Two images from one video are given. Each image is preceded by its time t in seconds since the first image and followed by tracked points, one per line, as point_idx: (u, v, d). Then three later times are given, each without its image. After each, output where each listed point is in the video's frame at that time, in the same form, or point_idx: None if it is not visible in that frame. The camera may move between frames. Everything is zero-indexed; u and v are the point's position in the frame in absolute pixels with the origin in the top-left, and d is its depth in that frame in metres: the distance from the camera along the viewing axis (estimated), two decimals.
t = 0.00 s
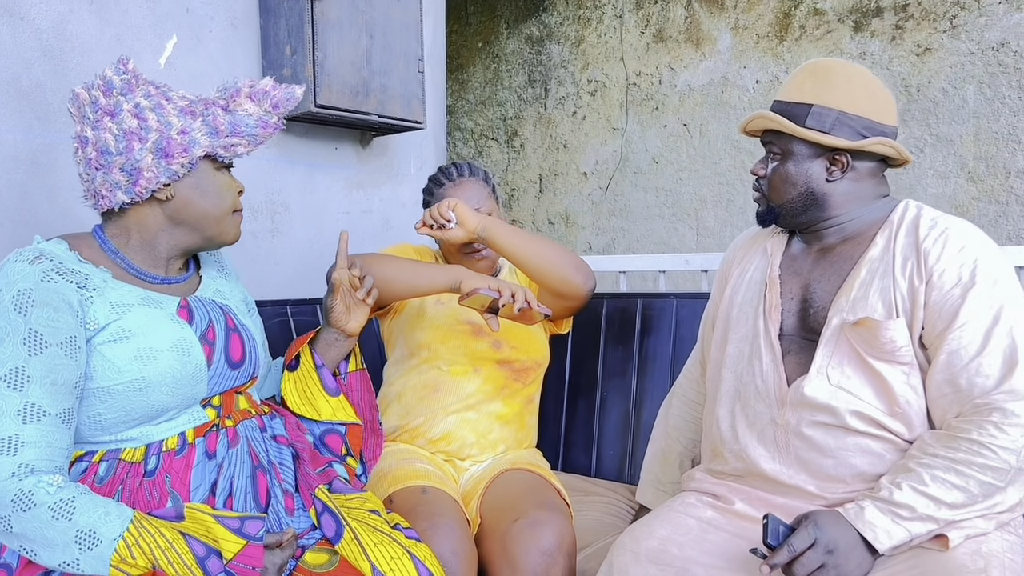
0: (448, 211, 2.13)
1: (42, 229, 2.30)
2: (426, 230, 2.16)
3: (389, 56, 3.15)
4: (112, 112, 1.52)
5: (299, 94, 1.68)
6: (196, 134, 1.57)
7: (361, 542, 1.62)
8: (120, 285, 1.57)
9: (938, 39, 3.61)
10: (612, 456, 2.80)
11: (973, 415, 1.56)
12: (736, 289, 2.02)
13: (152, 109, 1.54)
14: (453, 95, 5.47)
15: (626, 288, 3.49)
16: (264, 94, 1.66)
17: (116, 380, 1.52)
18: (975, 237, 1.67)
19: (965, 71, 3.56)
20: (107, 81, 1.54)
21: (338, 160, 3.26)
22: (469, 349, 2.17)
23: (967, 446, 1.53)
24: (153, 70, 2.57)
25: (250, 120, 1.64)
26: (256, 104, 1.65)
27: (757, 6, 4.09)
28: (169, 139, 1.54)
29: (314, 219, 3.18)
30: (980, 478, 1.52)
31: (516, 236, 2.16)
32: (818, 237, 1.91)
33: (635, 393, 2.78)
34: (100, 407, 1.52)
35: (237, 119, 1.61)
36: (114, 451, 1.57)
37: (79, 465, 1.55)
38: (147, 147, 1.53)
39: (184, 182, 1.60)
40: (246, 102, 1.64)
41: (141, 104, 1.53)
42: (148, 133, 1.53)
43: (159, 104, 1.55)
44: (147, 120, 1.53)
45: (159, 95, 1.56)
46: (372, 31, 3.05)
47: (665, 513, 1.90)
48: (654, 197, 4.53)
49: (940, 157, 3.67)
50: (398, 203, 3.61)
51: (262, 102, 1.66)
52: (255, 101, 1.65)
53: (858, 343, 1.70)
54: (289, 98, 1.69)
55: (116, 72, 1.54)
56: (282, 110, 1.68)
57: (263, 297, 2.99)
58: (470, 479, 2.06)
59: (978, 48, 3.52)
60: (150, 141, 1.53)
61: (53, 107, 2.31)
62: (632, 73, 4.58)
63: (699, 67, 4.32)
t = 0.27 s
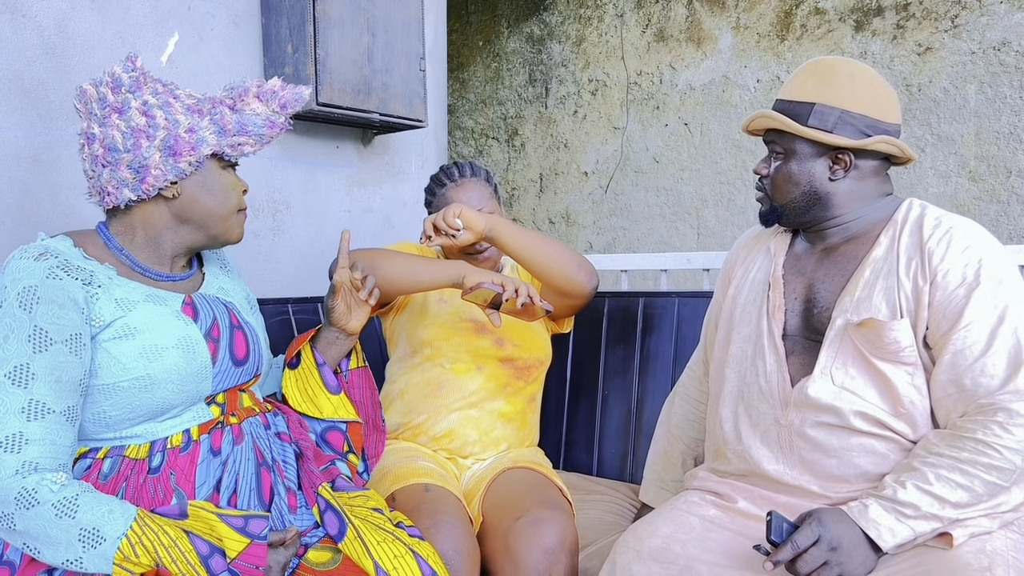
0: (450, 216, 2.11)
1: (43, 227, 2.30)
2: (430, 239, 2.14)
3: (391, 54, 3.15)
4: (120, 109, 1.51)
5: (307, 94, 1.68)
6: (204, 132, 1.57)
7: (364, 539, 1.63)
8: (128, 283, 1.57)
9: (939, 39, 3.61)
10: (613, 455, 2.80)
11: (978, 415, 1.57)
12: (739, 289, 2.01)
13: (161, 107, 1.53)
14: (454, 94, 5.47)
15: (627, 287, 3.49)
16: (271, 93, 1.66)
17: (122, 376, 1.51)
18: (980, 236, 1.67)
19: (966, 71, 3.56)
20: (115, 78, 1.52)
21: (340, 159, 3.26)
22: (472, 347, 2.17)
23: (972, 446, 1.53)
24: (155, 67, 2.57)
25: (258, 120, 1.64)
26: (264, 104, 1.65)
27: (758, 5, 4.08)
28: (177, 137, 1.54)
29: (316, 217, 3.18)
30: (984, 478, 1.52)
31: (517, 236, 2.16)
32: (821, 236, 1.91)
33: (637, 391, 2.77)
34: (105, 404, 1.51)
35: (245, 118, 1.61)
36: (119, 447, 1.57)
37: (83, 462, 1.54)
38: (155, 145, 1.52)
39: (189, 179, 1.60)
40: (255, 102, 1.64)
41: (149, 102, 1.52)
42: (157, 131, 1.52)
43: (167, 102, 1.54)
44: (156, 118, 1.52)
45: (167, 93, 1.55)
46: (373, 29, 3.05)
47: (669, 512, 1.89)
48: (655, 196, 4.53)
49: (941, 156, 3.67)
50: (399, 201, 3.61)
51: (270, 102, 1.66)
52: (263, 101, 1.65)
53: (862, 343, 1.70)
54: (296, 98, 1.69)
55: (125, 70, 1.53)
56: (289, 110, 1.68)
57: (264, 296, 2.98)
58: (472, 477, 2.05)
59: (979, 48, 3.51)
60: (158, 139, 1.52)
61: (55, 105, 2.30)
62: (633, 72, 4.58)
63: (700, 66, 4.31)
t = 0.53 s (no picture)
0: (447, 220, 2.13)
1: (44, 227, 2.29)
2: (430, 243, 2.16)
3: (392, 54, 3.15)
4: (135, 107, 1.50)
5: (323, 114, 1.68)
6: (216, 140, 1.57)
7: (362, 539, 1.62)
8: (130, 276, 1.56)
9: (940, 40, 3.61)
10: (615, 456, 2.79)
11: (982, 417, 1.56)
12: (741, 292, 2.01)
13: (176, 111, 1.52)
14: (454, 93, 5.46)
15: (628, 287, 3.49)
16: (288, 108, 1.66)
17: (128, 369, 1.50)
18: (982, 238, 1.67)
19: (967, 71, 3.56)
20: (134, 76, 1.51)
21: (341, 159, 3.25)
22: (474, 347, 2.17)
23: (976, 449, 1.53)
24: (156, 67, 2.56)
25: (270, 133, 1.64)
26: (278, 118, 1.65)
27: (759, 5, 4.08)
28: (188, 142, 1.53)
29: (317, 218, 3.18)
30: (989, 481, 1.52)
31: (516, 237, 2.15)
32: (823, 239, 1.90)
33: (638, 392, 2.77)
34: (112, 398, 1.50)
35: (259, 131, 1.61)
36: (127, 442, 1.55)
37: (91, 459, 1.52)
38: (165, 147, 1.51)
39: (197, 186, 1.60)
40: (270, 115, 1.64)
41: (164, 103, 1.51)
42: (169, 134, 1.51)
43: (183, 106, 1.53)
44: (169, 120, 1.51)
45: (183, 96, 1.55)
46: (374, 29, 3.04)
47: (672, 513, 1.89)
48: (656, 196, 4.52)
49: (942, 157, 3.66)
50: (400, 202, 3.60)
51: (286, 116, 1.66)
52: (278, 114, 1.66)
53: (865, 347, 1.70)
54: (312, 117, 1.69)
55: (145, 69, 1.52)
56: (303, 127, 1.69)
57: (265, 296, 2.98)
58: (474, 478, 2.05)
59: (980, 48, 3.51)
60: (169, 142, 1.52)
61: (56, 104, 2.30)
62: (634, 73, 4.58)
63: (701, 66, 4.31)
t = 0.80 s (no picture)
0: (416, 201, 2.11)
1: (47, 227, 2.29)
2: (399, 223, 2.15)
3: (394, 54, 3.14)
4: (143, 108, 1.49)
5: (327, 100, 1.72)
6: (226, 134, 1.57)
7: (374, 529, 1.61)
8: (149, 276, 1.56)
9: (942, 40, 3.61)
10: (617, 456, 2.79)
11: (986, 417, 1.56)
12: (744, 293, 2.01)
13: (184, 108, 1.52)
14: (455, 93, 5.45)
15: (629, 287, 3.49)
16: (293, 98, 1.68)
17: (161, 365, 1.50)
18: (985, 238, 1.67)
19: (968, 72, 3.56)
20: (139, 77, 1.51)
21: (342, 158, 3.25)
22: (481, 345, 2.16)
23: (981, 449, 1.53)
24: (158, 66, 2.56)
25: (277, 124, 1.65)
26: (284, 108, 1.67)
27: (760, 6, 4.08)
28: (199, 139, 1.54)
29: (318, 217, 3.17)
30: (993, 481, 1.52)
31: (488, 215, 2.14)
32: (826, 240, 1.90)
33: (641, 392, 2.77)
34: (144, 394, 1.50)
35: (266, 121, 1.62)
36: (158, 436, 1.56)
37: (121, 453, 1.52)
38: (177, 146, 1.52)
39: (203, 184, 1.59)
40: (275, 105, 1.66)
41: (172, 102, 1.51)
42: (179, 132, 1.51)
43: (190, 103, 1.54)
44: (178, 118, 1.51)
45: (189, 93, 1.55)
46: (376, 29, 3.04)
47: (675, 513, 1.89)
48: (657, 196, 4.52)
49: (944, 157, 3.66)
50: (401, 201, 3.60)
51: (291, 106, 1.68)
52: (283, 105, 1.67)
53: (869, 348, 1.71)
54: (315, 104, 1.72)
55: (149, 68, 1.52)
56: (309, 116, 1.71)
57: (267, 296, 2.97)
58: (475, 477, 2.05)
59: (982, 49, 3.52)
60: (180, 140, 1.52)
61: (58, 103, 2.29)
62: (634, 73, 4.57)
63: (702, 67, 4.31)
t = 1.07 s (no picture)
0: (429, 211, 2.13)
1: (49, 227, 2.29)
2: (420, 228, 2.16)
3: (396, 54, 3.14)
4: (148, 108, 1.50)
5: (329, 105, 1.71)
6: (229, 137, 1.58)
7: (371, 530, 1.61)
8: (148, 273, 1.58)
9: (942, 41, 3.61)
10: (619, 456, 2.79)
11: (991, 418, 1.57)
12: (748, 294, 2.01)
13: (188, 109, 1.53)
14: (455, 93, 5.45)
15: (630, 288, 3.49)
16: (296, 102, 1.69)
17: (158, 362, 1.52)
18: (988, 239, 1.67)
19: (969, 73, 3.56)
20: (144, 77, 1.52)
21: (344, 158, 3.25)
22: (486, 345, 2.16)
23: (986, 450, 1.54)
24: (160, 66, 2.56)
25: (281, 126, 1.66)
26: (287, 111, 1.67)
27: (761, 6, 4.08)
28: (203, 140, 1.54)
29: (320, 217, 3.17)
30: (998, 481, 1.52)
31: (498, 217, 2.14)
32: (829, 241, 1.90)
33: (642, 392, 2.77)
34: (142, 390, 1.52)
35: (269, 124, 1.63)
36: (154, 434, 1.58)
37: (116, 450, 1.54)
38: (181, 146, 1.52)
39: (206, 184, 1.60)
40: (278, 109, 1.66)
41: (177, 103, 1.52)
42: (183, 132, 1.52)
43: (194, 104, 1.54)
44: (182, 119, 1.52)
45: (194, 95, 1.55)
46: (378, 29, 3.04)
47: (679, 514, 1.89)
48: (657, 196, 4.52)
49: (944, 158, 3.67)
50: (402, 201, 3.60)
51: (294, 110, 1.68)
52: (287, 109, 1.68)
53: (872, 350, 1.71)
54: (318, 107, 1.71)
55: (155, 69, 1.53)
56: (312, 120, 1.72)
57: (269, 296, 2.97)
58: (479, 478, 2.05)
59: (982, 49, 3.52)
60: (184, 141, 1.52)
61: (61, 103, 2.29)
62: (635, 73, 4.57)
63: (702, 67, 4.31)
